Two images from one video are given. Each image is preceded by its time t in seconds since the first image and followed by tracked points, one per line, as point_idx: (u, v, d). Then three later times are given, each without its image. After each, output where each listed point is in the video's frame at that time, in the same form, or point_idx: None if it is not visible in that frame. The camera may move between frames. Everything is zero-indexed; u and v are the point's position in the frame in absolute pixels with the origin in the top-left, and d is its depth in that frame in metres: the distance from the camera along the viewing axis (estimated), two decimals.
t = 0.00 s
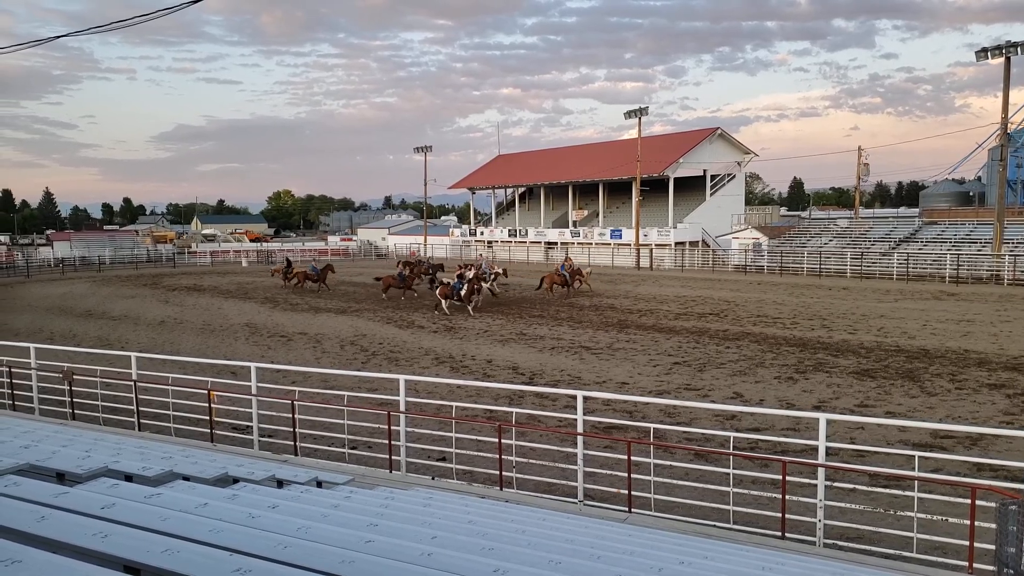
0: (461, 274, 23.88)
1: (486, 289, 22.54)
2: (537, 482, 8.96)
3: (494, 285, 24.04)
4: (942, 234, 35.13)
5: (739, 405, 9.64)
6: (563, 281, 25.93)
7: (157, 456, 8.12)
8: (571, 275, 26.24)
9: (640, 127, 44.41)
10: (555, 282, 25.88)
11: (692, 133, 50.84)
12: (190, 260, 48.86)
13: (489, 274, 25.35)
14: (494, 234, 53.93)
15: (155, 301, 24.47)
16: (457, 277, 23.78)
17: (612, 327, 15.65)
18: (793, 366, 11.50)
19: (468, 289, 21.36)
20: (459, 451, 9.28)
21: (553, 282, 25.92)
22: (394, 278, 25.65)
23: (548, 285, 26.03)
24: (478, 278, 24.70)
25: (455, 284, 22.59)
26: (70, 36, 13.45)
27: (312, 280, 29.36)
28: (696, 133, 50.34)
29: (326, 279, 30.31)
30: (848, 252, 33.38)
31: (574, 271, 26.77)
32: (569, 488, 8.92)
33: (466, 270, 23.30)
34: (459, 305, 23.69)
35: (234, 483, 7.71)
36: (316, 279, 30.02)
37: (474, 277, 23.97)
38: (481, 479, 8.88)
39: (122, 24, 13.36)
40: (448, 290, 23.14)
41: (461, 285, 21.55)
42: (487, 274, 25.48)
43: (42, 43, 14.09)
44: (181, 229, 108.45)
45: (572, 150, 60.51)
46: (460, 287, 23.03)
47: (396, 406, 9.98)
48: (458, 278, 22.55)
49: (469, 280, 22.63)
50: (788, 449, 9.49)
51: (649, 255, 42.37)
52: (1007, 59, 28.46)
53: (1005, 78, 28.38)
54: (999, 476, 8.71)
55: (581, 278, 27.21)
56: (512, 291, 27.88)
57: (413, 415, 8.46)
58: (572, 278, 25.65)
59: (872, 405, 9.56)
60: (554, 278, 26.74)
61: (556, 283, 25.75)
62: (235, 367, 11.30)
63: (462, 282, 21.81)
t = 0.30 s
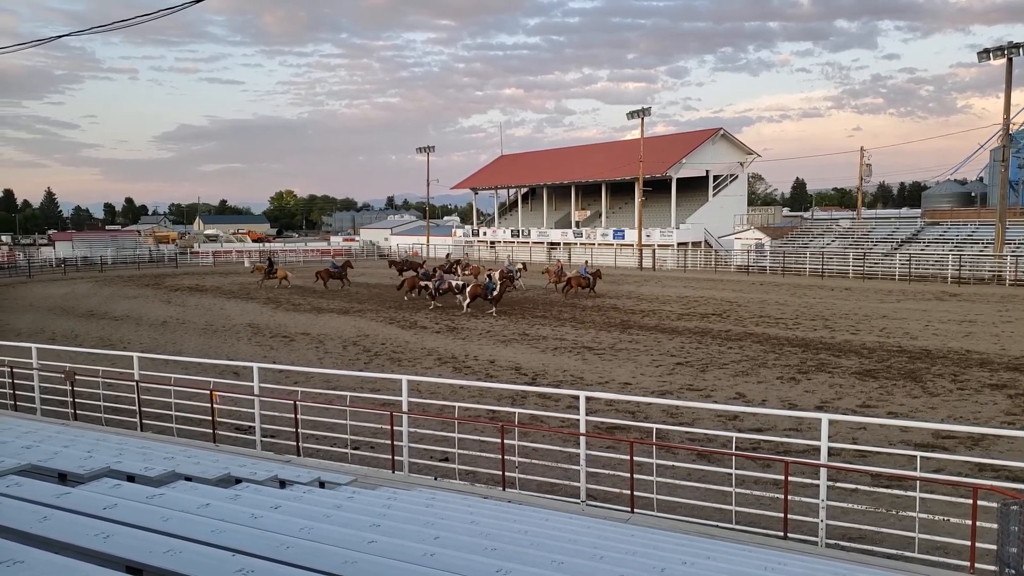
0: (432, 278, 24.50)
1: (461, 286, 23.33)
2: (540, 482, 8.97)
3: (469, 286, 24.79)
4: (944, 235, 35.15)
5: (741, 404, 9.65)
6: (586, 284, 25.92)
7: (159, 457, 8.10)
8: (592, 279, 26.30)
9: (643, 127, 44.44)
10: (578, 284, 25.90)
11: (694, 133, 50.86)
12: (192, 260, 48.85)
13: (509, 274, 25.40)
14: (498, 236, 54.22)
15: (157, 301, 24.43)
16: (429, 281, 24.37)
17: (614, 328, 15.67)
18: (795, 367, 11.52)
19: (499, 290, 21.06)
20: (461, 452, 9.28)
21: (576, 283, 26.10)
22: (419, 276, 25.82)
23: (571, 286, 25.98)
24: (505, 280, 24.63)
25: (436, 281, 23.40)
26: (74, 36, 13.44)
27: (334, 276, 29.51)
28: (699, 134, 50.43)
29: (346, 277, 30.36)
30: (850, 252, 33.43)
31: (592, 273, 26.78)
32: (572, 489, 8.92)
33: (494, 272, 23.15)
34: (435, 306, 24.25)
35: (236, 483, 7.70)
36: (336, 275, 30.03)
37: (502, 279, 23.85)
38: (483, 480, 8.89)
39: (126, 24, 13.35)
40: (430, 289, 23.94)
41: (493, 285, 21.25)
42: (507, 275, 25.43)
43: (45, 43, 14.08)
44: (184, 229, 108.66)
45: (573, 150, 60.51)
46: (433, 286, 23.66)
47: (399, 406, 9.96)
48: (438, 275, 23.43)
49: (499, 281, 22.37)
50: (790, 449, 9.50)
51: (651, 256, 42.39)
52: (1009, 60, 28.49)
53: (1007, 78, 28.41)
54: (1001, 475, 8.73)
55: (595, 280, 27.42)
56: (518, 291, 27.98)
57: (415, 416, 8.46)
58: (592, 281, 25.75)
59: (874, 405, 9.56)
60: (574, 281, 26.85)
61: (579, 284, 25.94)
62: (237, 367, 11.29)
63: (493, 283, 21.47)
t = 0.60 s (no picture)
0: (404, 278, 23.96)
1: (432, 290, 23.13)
2: (539, 484, 8.95)
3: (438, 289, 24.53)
4: (943, 236, 35.18)
5: (741, 406, 9.62)
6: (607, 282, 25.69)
7: (158, 459, 8.09)
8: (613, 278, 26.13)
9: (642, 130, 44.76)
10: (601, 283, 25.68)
11: (693, 135, 50.93)
12: (192, 263, 48.87)
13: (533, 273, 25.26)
14: (496, 237, 54.17)
15: (156, 304, 24.43)
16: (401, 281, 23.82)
17: (613, 329, 15.65)
18: (795, 368, 11.49)
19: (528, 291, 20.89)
20: (460, 453, 9.26)
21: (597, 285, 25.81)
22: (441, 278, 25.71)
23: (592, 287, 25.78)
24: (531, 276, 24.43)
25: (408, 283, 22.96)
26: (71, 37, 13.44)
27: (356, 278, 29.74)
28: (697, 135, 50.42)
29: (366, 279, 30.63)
30: (849, 253, 33.42)
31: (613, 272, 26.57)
32: (572, 491, 8.89)
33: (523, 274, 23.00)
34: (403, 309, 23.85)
35: (235, 486, 7.68)
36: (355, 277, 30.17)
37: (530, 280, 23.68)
38: (482, 481, 8.86)
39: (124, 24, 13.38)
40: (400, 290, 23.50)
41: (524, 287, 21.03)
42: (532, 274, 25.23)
43: (43, 45, 14.09)
44: (183, 232, 108.77)
45: (573, 154, 60.62)
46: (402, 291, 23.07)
47: (398, 408, 9.95)
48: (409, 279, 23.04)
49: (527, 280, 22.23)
50: (791, 450, 9.46)
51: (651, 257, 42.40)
52: (1007, 61, 28.51)
53: (1005, 80, 28.43)
54: (1003, 477, 8.69)
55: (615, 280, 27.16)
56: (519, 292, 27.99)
57: (414, 417, 8.44)
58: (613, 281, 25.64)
59: (875, 406, 9.53)
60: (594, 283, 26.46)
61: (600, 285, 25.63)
62: (235, 369, 11.29)
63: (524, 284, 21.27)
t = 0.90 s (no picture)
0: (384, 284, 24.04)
1: (410, 296, 23.16)
2: (545, 492, 8.92)
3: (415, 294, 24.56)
4: (955, 241, 34.78)
5: (748, 414, 9.53)
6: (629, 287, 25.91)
7: (166, 465, 8.16)
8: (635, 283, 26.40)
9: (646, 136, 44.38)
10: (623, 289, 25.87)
11: (697, 141, 50.72)
12: (203, 270, 49.21)
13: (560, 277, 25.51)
14: (501, 243, 54.25)
15: (166, 311, 24.64)
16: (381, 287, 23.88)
17: (619, 336, 15.58)
18: (803, 376, 11.37)
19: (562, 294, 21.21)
20: (465, 461, 9.26)
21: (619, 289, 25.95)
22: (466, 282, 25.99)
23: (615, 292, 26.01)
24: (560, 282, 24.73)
25: (387, 288, 22.92)
26: (80, 48, 13.67)
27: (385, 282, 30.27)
28: (704, 141, 50.10)
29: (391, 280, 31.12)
30: (859, 259, 33.15)
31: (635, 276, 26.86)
32: (578, 498, 8.86)
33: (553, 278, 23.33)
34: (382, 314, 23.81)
35: (241, 492, 7.74)
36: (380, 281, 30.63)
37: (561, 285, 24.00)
38: (487, 489, 8.86)
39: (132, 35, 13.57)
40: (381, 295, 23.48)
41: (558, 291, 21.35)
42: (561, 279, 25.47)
43: (54, 55, 14.32)
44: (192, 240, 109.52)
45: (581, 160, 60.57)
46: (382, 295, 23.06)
47: (403, 415, 9.98)
48: (388, 283, 23.06)
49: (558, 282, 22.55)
50: (799, 459, 9.36)
51: (655, 263, 42.18)
52: (1019, 65, 28.16)
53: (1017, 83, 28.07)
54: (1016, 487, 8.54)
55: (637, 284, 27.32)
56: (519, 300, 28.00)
57: (419, 424, 8.46)
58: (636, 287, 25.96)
59: (884, 414, 9.41)
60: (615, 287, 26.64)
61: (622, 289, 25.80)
62: (242, 376, 11.37)
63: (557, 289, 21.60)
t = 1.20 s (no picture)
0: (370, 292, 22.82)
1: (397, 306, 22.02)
2: (555, 497, 8.93)
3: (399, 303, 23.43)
4: (967, 247, 34.61)
5: (759, 420, 9.51)
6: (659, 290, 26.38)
7: (178, 470, 8.19)
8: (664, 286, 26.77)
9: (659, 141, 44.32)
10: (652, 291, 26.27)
11: (711, 146, 50.63)
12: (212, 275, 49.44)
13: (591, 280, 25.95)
14: (513, 248, 54.44)
15: (177, 316, 24.76)
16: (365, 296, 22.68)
17: (630, 342, 15.57)
18: (815, 381, 11.35)
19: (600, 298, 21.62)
20: (476, 466, 9.27)
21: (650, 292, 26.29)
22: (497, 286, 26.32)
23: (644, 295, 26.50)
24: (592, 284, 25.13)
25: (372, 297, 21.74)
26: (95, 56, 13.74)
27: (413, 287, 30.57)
28: (714, 146, 50.32)
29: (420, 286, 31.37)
30: (871, 265, 33.03)
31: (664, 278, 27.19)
32: (587, 504, 8.85)
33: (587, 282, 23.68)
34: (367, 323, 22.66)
35: (253, 497, 7.76)
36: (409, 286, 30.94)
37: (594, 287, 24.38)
38: (498, 494, 8.87)
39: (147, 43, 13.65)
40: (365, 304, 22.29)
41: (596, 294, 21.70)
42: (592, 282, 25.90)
43: (67, 63, 14.40)
44: (202, 246, 110.10)
45: (591, 164, 60.61)
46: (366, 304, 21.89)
47: (414, 420, 9.99)
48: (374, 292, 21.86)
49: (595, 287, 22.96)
50: (810, 465, 9.35)
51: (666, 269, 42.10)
52: None
53: None
54: None
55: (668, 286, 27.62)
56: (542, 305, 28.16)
57: (430, 429, 8.46)
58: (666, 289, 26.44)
59: (896, 420, 9.38)
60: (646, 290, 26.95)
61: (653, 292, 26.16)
62: (254, 381, 11.38)
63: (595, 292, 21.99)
